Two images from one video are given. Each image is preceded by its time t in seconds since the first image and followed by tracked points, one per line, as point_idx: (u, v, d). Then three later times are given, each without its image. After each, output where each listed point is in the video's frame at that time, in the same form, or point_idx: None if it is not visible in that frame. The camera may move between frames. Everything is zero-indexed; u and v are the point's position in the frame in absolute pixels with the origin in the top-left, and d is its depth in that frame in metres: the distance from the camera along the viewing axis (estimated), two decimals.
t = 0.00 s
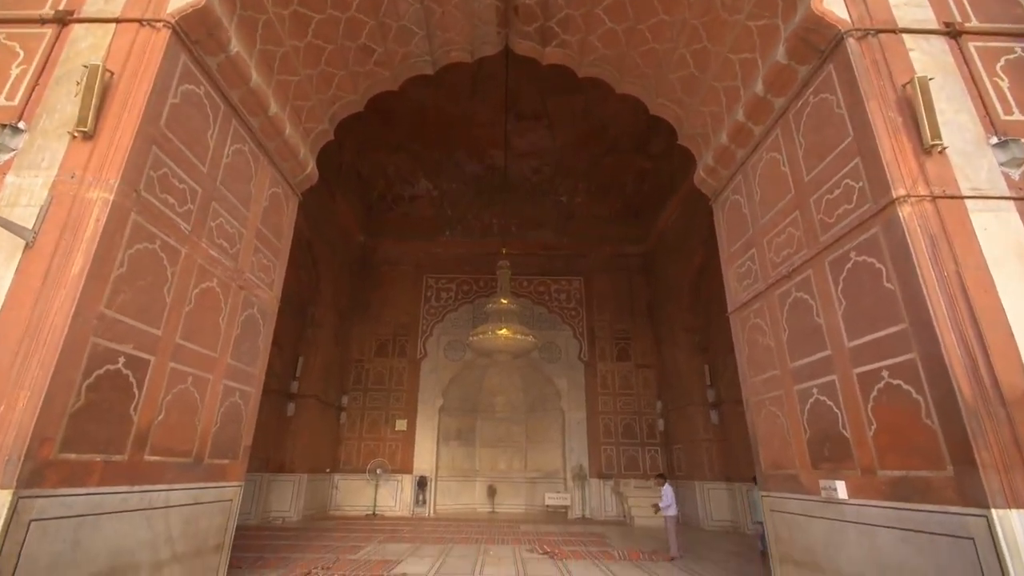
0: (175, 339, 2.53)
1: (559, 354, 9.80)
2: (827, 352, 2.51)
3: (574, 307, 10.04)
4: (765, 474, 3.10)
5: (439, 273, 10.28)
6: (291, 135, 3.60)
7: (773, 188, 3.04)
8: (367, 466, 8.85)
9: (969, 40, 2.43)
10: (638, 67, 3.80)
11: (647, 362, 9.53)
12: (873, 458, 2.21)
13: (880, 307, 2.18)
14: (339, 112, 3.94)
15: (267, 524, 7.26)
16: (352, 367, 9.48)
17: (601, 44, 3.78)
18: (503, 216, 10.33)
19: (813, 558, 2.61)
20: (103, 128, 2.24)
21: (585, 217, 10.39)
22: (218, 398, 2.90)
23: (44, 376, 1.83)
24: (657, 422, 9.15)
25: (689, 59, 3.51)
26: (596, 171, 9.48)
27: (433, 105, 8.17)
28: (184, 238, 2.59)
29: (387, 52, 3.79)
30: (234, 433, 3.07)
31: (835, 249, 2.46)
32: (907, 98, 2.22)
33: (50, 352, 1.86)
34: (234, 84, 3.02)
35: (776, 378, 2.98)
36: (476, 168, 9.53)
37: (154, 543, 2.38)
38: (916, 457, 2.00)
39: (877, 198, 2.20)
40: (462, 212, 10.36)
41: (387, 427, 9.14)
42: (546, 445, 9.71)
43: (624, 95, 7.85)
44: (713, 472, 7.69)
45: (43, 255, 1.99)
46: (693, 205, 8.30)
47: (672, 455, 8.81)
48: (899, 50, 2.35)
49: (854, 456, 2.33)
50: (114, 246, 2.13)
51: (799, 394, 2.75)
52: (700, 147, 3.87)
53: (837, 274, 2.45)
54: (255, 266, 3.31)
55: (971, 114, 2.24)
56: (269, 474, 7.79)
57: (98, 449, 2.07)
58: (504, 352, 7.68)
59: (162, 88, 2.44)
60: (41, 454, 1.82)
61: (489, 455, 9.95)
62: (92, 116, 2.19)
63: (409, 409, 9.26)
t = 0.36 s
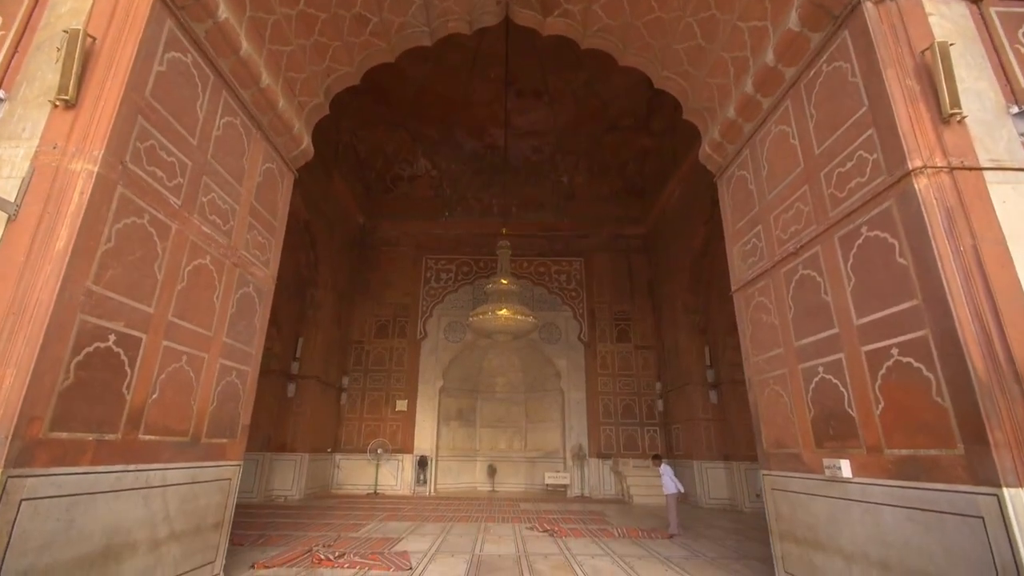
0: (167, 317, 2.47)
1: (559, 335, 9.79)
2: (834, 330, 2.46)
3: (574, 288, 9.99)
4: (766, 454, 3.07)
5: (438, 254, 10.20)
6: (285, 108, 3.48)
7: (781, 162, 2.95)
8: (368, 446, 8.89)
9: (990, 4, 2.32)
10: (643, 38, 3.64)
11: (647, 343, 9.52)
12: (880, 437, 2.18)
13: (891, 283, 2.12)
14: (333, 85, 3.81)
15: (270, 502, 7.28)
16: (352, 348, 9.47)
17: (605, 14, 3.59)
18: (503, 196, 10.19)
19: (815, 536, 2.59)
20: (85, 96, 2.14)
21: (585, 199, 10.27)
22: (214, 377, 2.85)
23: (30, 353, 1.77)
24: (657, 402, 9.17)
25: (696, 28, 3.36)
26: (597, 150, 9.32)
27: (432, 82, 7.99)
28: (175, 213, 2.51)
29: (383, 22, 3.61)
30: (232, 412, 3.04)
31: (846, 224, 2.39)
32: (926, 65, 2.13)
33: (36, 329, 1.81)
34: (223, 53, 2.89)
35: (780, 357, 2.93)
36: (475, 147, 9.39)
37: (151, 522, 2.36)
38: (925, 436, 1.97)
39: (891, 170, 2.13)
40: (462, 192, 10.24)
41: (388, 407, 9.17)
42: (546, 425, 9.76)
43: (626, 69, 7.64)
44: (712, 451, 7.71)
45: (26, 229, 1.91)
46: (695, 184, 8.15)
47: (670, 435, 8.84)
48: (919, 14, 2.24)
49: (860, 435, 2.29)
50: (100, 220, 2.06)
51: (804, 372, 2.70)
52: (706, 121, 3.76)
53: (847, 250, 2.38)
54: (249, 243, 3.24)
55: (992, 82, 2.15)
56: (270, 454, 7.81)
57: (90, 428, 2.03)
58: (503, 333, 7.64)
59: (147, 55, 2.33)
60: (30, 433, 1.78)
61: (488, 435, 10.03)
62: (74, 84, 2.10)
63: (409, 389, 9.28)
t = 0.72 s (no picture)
0: (159, 299, 2.41)
1: (560, 320, 9.75)
2: (842, 311, 2.41)
3: (574, 273, 9.94)
4: (768, 437, 3.04)
5: (437, 239, 10.13)
6: (277, 85, 3.38)
7: (790, 140, 2.86)
8: (368, 431, 8.91)
9: None
10: (648, 12, 3.49)
11: (648, 328, 9.50)
12: (887, 420, 2.13)
13: (903, 263, 2.06)
14: (328, 62, 3.69)
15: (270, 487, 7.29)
16: (352, 333, 9.45)
17: None
18: (503, 180, 10.08)
19: (817, 519, 2.57)
20: (67, 68, 2.05)
21: (586, 184, 10.17)
22: (208, 361, 2.81)
23: (14, 333, 1.72)
24: (657, 387, 9.17)
25: (702, 2, 3.23)
26: (598, 133, 9.17)
27: (430, 63, 7.83)
28: (164, 192, 2.44)
29: None
30: (227, 396, 3.00)
31: (857, 202, 2.32)
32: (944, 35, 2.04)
33: (20, 309, 1.74)
34: (212, 26, 2.79)
35: (784, 340, 2.88)
36: (474, 130, 9.26)
37: (147, 507, 2.33)
38: (935, 418, 1.92)
39: (906, 145, 2.05)
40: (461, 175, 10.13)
41: (388, 392, 9.17)
42: (545, 410, 9.78)
43: (628, 48, 7.46)
44: (711, 436, 7.71)
45: (7, 206, 1.84)
46: (697, 169, 8.02)
47: (670, 419, 8.85)
48: None
49: (866, 418, 2.25)
50: (85, 197, 1.98)
51: (809, 355, 2.65)
52: (712, 99, 3.66)
53: (857, 229, 2.32)
54: (243, 225, 3.17)
55: (1011, 54, 2.06)
56: (270, 439, 7.80)
57: (81, 411, 1.99)
58: (503, 318, 7.60)
59: (131, 25, 2.23)
60: (17, 416, 1.72)
61: (488, 420, 10.07)
62: (55, 55, 2.01)
63: (409, 374, 9.28)
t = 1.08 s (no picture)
0: (148, 284, 2.34)
1: (560, 308, 9.71)
2: (850, 296, 2.34)
3: (574, 261, 9.87)
4: (772, 424, 3.00)
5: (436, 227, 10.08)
6: (269, 65, 3.28)
7: (798, 120, 2.78)
8: (367, 419, 8.90)
9: None
10: None
11: (648, 317, 9.45)
12: (896, 407, 2.08)
13: (915, 245, 1.99)
14: (321, 42, 3.55)
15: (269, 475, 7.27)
16: (351, 322, 9.41)
17: None
18: (502, 167, 9.96)
19: (820, 507, 2.53)
20: (46, 41, 1.95)
21: (586, 171, 10.07)
22: (201, 347, 2.75)
23: None
24: (657, 376, 9.14)
25: None
26: (599, 119, 9.03)
27: (427, 49, 7.67)
28: (151, 173, 2.36)
29: None
30: (222, 383, 2.95)
31: (867, 183, 2.25)
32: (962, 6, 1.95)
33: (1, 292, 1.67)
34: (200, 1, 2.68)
35: (789, 326, 2.82)
36: (473, 117, 9.13)
37: (139, 495, 2.29)
38: (946, 405, 1.86)
39: (920, 123, 1.98)
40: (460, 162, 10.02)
41: (387, 381, 9.15)
42: (545, 399, 9.77)
43: (630, 33, 7.28)
44: (711, 424, 7.67)
45: None
46: (698, 155, 7.89)
47: (670, 408, 8.83)
48: None
49: (873, 405, 2.20)
50: (67, 177, 1.91)
51: (814, 342, 2.59)
52: (718, 79, 3.56)
53: (867, 211, 2.25)
54: (235, 209, 3.09)
55: None
56: (270, 427, 7.75)
57: (68, 398, 1.93)
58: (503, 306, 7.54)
59: None
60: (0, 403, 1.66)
61: (488, 408, 10.06)
62: (34, 28, 1.92)
63: (408, 363, 9.25)
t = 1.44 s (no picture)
0: (135, 270, 2.27)
1: (560, 298, 9.64)
2: (860, 282, 2.27)
3: (574, 251, 9.80)
4: (776, 414, 2.94)
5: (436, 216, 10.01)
6: (261, 45, 3.17)
7: (807, 101, 2.69)
8: (367, 409, 8.87)
9: None
10: None
11: (648, 306, 9.39)
12: (907, 396, 2.01)
13: (930, 228, 1.91)
14: (315, 23, 3.44)
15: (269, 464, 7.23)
16: (350, 311, 9.36)
17: None
18: (502, 155, 9.84)
19: (825, 498, 2.48)
20: (22, 15, 1.82)
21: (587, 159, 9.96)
22: (192, 335, 2.68)
23: None
24: (657, 365, 9.09)
25: None
26: (600, 106, 8.88)
27: (426, 34, 7.51)
28: (136, 154, 2.28)
29: None
30: (214, 372, 2.88)
31: (880, 164, 2.17)
32: None
33: None
34: None
35: (795, 314, 2.75)
36: (473, 104, 8.98)
37: (128, 486, 2.24)
38: (960, 394, 1.79)
39: (938, 99, 1.89)
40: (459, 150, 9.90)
41: (386, 370, 9.12)
42: (545, 388, 9.75)
43: (632, 19, 7.12)
44: (711, 414, 7.62)
45: None
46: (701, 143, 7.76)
47: (670, 397, 8.79)
48: None
49: (883, 394, 2.13)
50: (44, 156, 1.82)
51: (822, 329, 2.53)
52: (724, 61, 3.45)
53: (879, 193, 2.17)
54: (227, 193, 3.00)
55: None
56: (269, 416, 7.70)
57: (50, 386, 1.87)
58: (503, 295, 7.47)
59: None
60: None
61: (488, 398, 10.03)
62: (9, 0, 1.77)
63: (408, 352, 9.20)
